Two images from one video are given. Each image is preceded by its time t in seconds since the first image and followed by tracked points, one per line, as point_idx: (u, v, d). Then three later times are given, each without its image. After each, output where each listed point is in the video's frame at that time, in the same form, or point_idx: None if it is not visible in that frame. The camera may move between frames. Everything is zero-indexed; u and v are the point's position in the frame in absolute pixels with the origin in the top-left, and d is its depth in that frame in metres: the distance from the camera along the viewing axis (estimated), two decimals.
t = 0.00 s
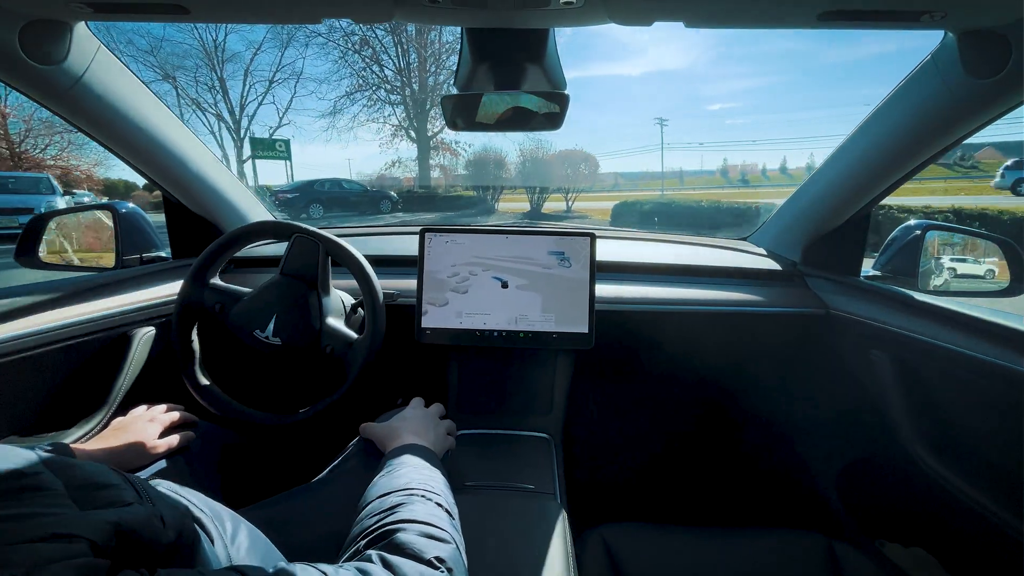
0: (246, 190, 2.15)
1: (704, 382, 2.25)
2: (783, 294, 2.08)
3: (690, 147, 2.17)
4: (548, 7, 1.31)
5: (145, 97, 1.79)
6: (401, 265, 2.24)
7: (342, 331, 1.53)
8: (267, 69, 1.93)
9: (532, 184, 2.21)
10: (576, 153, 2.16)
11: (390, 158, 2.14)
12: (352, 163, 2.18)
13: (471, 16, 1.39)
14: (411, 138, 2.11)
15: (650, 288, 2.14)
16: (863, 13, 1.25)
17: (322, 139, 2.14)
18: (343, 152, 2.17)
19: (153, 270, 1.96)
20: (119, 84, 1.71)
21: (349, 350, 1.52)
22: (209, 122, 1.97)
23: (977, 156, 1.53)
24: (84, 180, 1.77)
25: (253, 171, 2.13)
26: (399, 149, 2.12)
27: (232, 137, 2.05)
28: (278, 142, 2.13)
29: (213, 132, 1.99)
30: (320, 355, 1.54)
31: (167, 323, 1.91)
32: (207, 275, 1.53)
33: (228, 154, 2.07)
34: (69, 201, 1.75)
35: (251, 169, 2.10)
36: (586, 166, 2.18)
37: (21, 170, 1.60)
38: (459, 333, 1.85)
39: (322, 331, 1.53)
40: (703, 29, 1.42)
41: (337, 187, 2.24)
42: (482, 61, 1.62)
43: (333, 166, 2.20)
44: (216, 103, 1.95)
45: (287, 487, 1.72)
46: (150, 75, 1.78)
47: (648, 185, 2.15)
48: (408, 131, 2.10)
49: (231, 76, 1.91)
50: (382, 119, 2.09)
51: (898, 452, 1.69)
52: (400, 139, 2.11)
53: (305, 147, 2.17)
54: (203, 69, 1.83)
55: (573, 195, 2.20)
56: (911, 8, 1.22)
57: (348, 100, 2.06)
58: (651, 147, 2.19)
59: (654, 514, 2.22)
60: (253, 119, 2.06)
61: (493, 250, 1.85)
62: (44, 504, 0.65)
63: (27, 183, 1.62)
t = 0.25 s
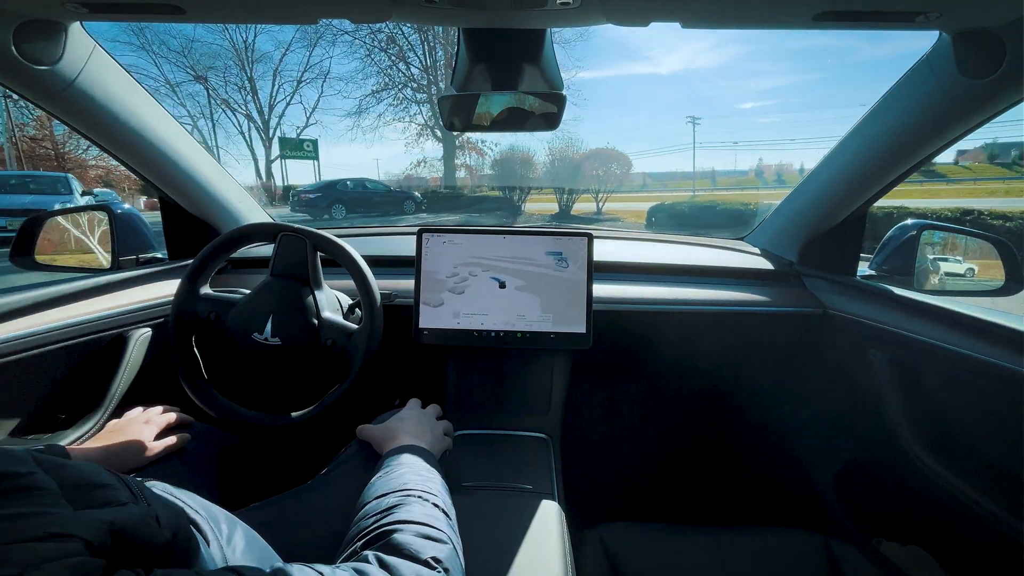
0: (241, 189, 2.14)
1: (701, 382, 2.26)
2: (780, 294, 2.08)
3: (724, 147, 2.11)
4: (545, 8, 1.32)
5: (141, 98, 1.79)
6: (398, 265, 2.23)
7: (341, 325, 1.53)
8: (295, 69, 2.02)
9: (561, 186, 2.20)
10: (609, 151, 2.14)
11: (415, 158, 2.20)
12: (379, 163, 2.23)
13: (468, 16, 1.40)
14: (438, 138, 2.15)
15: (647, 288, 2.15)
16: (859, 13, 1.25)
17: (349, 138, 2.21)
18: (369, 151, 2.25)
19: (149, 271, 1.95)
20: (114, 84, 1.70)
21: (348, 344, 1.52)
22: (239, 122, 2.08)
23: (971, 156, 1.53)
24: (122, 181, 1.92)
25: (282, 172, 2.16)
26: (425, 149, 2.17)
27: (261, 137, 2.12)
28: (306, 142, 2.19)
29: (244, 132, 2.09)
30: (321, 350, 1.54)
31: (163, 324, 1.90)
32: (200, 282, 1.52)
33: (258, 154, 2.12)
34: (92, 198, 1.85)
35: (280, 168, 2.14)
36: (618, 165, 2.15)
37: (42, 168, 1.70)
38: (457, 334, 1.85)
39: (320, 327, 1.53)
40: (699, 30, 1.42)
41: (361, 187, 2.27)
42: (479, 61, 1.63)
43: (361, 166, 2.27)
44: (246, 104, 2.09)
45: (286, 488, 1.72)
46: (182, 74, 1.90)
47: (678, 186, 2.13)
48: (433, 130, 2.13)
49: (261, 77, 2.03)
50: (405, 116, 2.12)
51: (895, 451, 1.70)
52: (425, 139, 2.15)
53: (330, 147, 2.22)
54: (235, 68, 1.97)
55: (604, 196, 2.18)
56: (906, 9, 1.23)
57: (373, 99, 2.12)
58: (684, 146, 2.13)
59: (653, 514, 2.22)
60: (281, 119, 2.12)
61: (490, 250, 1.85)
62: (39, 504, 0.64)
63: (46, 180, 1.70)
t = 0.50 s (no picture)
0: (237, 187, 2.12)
1: (699, 381, 2.26)
2: (777, 293, 2.09)
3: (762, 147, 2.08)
4: (543, 7, 1.31)
5: (137, 98, 1.79)
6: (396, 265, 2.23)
7: (338, 323, 1.52)
8: (323, 68, 2.02)
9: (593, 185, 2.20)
10: (644, 149, 2.17)
11: (440, 157, 2.18)
12: (406, 162, 2.19)
13: (467, 16, 1.39)
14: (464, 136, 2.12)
15: (645, 287, 2.15)
16: (856, 13, 1.25)
17: (377, 138, 2.19)
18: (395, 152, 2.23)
19: (147, 270, 1.94)
20: (110, 84, 1.70)
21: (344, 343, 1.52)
22: (269, 121, 2.07)
23: (967, 158, 1.53)
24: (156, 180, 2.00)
25: (310, 171, 2.14)
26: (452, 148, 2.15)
27: (289, 136, 2.11)
28: (334, 142, 2.15)
29: (273, 131, 2.09)
30: (319, 347, 1.54)
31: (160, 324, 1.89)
32: (196, 285, 1.53)
33: (287, 154, 2.11)
34: (112, 198, 1.90)
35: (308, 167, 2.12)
36: (653, 165, 2.16)
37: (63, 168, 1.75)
38: (455, 333, 1.84)
39: (317, 325, 1.52)
40: (696, 29, 1.42)
41: (385, 187, 2.25)
42: (477, 60, 1.62)
43: (388, 166, 2.24)
44: (275, 103, 2.09)
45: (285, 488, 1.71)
46: (212, 74, 1.96)
47: (709, 186, 2.11)
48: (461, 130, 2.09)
49: (290, 76, 2.05)
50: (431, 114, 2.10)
51: (892, 449, 1.70)
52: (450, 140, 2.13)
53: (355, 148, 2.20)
54: (264, 68, 1.98)
55: (638, 196, 2.17)
56: (903, 9, 1.23)
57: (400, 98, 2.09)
58: (718, 144, 2.17)
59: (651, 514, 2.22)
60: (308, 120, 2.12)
61: (489, 249, 1.85)
62: (34, 503, 0.63)
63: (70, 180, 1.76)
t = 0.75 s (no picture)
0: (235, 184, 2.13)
1: (697, 380, 2.26)
2: (774, 293, 2.09)
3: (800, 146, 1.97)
4: (543, 6, 1.31)
5: (134, 96, 1.78)
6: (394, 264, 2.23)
7: (337, 322, 1.52)
8: (352, 67, 1.95)
9: (626, 185, 2.12)
10: (682, 148, 2.06)
11: (467, 156, 2.18)
12: (434, 162, 2.18)
13: (465, 15, 1.40)
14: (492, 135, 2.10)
15: (643, 286, 2.15)
16: (857, 13, 1.25)
17: (406, 138, 2.18)
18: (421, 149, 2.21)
19: (144, 269, 1.93)
20: (107, 82, 1.69)
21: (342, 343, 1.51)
22: (297, 122, 2.06)
23: (966, 157, 1.53)
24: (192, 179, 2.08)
25: (338, 170, 2.13)
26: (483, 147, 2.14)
27: (315, 134, 2.09)
28: (361, 142, 2.12)
29: (302, 131, 2.07)
30: (317, 347, 1.53)
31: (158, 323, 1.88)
32: (194, 283, 1.52)
33: (315, 153, 2.10)
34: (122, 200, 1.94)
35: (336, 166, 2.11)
36: (691, 164, 2.06)
37: (77, 168, 1.80)
38: (454, 332, 1.84)
39: (315, 324, 1.52)
40: (694, 28, 1.42)
41: (411, 187, 2.25)
42: (476, 59, 1.62)
43: (417, 166, 2.22)
44: (304, 103, 2.05)
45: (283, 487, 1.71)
46: (243, 75, 1.95)
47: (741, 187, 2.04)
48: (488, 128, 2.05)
49: (320, 76, 1.99)
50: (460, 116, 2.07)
51: (889, 448, 1.71)
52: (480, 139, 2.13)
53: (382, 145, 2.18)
54: (295, 69, 1.95)
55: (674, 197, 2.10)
56: (903, 8, 1.23)
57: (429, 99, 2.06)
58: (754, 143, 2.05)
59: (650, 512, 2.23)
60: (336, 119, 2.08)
61: (488, 248, 1.84)
62: (31, 502, 0.63)
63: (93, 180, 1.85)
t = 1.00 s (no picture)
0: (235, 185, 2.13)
1: (698, 380, 2.26)
2: (774, 292, 2.09)
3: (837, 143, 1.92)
4: (541, 7, 1.31)
5: (134, 99, 1.78)
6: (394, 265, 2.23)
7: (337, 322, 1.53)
8: (380, 67, 1.91)
9: (664, 185, 2.13)
10: (723, 145, 2.06)
11: (494, 155, 2.18)
12: (461, 161, 2.19)
13: (463, 15, 1.39)
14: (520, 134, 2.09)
15: (643, 286, 2.15)
16: (856, 12, 1.25)
17: (432, 140, 2.14)
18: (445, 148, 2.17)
19: (145, 271, 1.93)
20: (106, 85, 1.69)
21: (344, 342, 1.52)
22: (325, 121, 2.04)
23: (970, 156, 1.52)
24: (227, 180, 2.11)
25: (365, 170, 2.12)
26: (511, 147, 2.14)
27: (343, 132, 2.06)
28: (388, 141, 2.11)
29: (330, 131, 2.05)
30: (318, 347, 1.54)
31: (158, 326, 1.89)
32: (193, 290, 1.52)
33: (342, 153, 2.09)
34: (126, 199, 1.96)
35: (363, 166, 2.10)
36: (733, 162, 2.07)
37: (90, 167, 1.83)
38: (454, 333, 1.85)
39: (315, 325, 1.53)
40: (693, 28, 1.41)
41: (435, 186, 2.26)
42: (476, 60, 1.63)
43: (446, 166, 2.20)
44: (332, 103, 2.02)
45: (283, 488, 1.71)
46: (274, 75, 1.91)
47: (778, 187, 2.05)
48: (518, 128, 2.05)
49: (347, 75, 1.94)
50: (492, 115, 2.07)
51: (890, 448, 1.70)
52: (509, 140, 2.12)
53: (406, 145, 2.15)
54: (324, 70, 1.91)
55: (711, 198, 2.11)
56: (902, 8, 1.23)
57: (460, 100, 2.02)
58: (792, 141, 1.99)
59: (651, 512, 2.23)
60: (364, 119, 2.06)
61: (488, 249, 1.85)
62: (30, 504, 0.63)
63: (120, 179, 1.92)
